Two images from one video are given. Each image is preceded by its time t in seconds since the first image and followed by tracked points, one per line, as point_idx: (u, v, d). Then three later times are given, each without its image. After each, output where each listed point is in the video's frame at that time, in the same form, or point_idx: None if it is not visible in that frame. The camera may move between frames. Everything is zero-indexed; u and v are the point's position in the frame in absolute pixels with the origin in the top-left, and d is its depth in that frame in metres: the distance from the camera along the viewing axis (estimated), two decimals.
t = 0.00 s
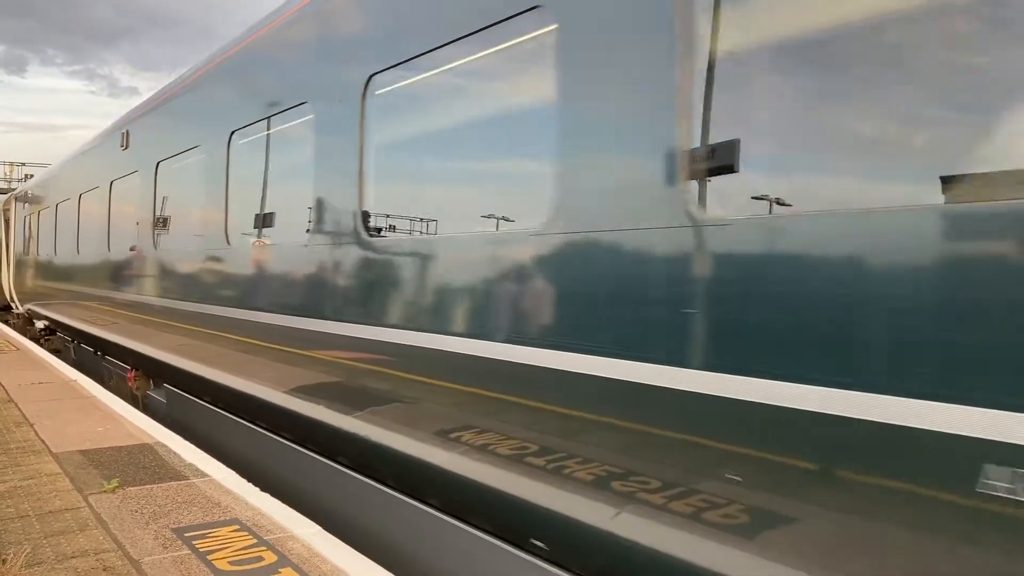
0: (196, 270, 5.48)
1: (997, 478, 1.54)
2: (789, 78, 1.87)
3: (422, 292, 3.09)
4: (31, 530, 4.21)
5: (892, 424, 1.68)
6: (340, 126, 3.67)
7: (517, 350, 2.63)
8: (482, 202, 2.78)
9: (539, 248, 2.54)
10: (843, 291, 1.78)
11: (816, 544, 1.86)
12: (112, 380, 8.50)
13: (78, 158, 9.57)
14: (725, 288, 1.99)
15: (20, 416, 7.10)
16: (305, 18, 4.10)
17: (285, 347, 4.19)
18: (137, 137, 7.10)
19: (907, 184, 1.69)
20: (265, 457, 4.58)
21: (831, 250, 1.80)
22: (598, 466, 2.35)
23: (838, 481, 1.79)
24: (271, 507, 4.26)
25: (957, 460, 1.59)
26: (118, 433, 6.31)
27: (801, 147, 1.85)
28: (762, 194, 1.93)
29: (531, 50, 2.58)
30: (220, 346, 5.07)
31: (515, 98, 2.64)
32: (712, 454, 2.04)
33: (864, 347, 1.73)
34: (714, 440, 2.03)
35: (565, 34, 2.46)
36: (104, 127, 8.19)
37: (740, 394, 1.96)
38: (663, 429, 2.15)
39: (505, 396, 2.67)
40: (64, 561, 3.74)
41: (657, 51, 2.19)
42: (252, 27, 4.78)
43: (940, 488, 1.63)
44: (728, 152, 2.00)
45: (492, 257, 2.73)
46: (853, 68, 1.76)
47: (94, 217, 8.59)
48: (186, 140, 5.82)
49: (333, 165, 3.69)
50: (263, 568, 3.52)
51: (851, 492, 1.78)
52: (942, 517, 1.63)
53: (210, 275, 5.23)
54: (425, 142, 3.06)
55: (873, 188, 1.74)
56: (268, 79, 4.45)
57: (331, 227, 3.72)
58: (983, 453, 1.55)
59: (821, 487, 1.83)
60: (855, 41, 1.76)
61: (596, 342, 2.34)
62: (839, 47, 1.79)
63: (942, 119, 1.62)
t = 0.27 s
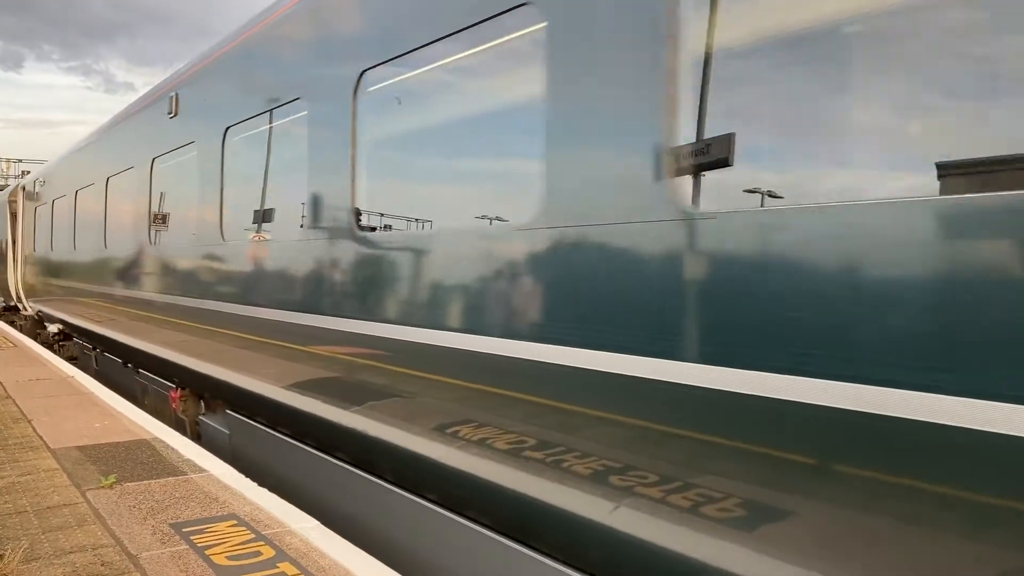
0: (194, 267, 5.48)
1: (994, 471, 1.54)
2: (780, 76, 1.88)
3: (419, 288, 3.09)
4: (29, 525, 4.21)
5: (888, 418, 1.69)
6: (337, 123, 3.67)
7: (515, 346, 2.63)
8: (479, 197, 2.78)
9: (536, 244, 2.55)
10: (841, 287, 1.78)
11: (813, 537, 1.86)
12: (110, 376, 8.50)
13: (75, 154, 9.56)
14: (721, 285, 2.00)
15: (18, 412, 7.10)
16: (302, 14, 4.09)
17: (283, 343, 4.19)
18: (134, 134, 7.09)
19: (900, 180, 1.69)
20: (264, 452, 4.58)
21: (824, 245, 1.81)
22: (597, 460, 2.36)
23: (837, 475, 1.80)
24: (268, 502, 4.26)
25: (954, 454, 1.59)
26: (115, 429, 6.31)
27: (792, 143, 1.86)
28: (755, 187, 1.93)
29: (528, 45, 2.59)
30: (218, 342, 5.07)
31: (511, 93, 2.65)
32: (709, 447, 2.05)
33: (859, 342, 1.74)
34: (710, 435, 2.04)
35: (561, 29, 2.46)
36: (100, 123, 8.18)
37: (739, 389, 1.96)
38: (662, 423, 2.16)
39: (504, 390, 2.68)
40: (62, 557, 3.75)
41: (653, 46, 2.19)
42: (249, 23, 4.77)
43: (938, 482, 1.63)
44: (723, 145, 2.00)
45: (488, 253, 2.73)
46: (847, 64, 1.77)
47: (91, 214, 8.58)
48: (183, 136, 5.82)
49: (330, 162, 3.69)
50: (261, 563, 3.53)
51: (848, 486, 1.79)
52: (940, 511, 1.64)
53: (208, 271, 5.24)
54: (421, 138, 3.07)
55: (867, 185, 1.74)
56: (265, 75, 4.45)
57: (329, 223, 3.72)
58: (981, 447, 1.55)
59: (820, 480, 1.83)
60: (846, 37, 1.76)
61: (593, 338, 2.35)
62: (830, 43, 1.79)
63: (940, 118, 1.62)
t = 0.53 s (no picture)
0: (194, 265, 5.48)
1: (994, 470, 1.54)
2: (775, 74, 1.88)
3: (419, 287, 3.09)
4: (29, 524, 4.21)
5: (887, 416, 1.69)
6: (337, 120, 3.66)
7: (514, 344, 2.63)
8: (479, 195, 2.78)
9: (536, 242, 2.54)
10: (840, 285, 1.78)
11: (813, 535, 1.86)
12: (109, 373, 8.49)
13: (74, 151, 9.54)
14: (720, 282, 2.00)
15: (17, 410, 7.10)
16: (302, 11, 4.08)
17: (283, 341, 4.19)
18: (133, 131, 7.07)
19: (895, 178, 1.69)
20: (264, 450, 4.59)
21: (824, 243, 1.81)
22: (596, 458, 2.36)
23: (835, 473, 1.80)
24: (268, 500, 4.26)
25: (953, 451, 1.59)
26: (115, 426, 6.31)
27: (789, 142, 1.86)
28: (750, 189, 1.94)
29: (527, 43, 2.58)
30: (218, 340, 5.07)
31: (509, 91, 2.65)
32: (708, 445, 2.05)
33: (857, 340, 1.74)
34: (710, 432, 2.04)
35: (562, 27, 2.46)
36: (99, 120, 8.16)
37: (739, 387, 1.96)
38: (661, 421, 2.16)
39: (504, 388, 2.68)
40: (62, 555, 3.75)
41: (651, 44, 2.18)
42: (248, 21, 4.76)
43: (937, 481, 1.64)
44: (719, 144, 2.00)
45: (488, 251, 2.73)
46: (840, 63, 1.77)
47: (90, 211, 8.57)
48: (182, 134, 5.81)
49: (330, 160, 3.69)
50: (260, 561, 3.53)
51: (847, 483, 1.79)
52: (939, 509, 1.64)
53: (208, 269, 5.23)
54: (419, 136, 3.07)
55: (863, 184, 1.75)
56: (264, 72, 4.44)
57: (329, 221, 3.72)
58: (980, 446, 1.55)
59: (819, 478, 1.84)
60: (841, 36, 1.77)
61: (593, 336, 2.35)
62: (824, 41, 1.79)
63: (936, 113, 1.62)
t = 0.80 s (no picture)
0: (195, 263, 5.48)
1: (994, 466, 1.55)
2: (782, 70, 1.90)
3: (421, 285, 3.10)
4: (32, 522, 4.23)
5: (888, 412, 1.70)
6: (338, 119, 3.66)
7: (517, 341, 2.64)
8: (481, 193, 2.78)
9: (538, 239, 2.55)
10: (842, 281, 1.78)
11: (816, 531, 1.86)
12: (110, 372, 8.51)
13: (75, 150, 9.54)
14: (721, 279, 2.01)
15: (19, 408, 7.12)
16: (303, 10, 4.08)
17: (286, 339, 4.20)
18: (133, 129, 7.07)
19: (901, 174, 1.70)
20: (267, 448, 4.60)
21: (825, 239, 1.81)
22: (597, 455, 2.37)
23: (836, 469, 1.81)
24: (270, 498, 4.27)
25: (954, 447, 1.60)
26: (116, 425, 6.32)
27: (795, 138, 1.88)
28: (755, 186, 1.95)
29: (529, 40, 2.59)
30: (220, 338, 5.08)
31: (512, 89, 2.65)
32: (710, 441, 2.06)
33: (859, 336, 1.74)
34: (711, 428, 2.05)
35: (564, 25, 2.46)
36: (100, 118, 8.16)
37: (742, 383, 1.96)
38: (663, 417, 2.16)
39: (506, 385, 2.69)
40: (65, 553, 3.77)
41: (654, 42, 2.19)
42: (249, 19, 4.76)
43: (937, 477, 1.65)
44: (724, 143, 2.02)
45: (490, 249, 2.74)
46: (850, 58, 1.78)
47: (91, 210, 8.57)
48: (183, 132, 5.81)
49: (331, 158, 3.69)
50: (262, 559, 3.54)
51: (847, 480, 1.80)
52: (939, 505, 1.65)
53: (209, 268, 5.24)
54: (421, 135, 3.07)
55: (869, 181, 1.76)
56: (265, 71, 4.44)
57: (330, 220, 3.73)
58: (979, 442, 1.56)
59: (820, 474, 1.84)
60: (849, 32, 1.78)
61: (595, 332, 2.35)
62: (833, 37, 1.81)
63: (944, 111, 1.64)
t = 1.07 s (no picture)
0: (197, 263, 5.49)
1: (999, 462, 1.55)
2: (785, 69, 1.90)
3: (425, 285, 3.10)
4: (35, 520, 4.23)
5: (893, 409, 1.70)
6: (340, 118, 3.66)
7: (520, 339, 2.64)
8: (485, 193, 2.79)
9: (541, 238, 2.55)
10: (846, 278, 1.78)
11: (821, 528, 1.87)
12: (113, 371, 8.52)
13: (77, 150, 9.55)
14: (726, 277, 2.01)
15: (22, 408, 7.13)
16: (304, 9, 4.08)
17: (288, 338, 4.20)
18: (135, 129, 7.08)
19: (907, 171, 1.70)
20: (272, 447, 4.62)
21: (830, 236, 1.81)
22: (601, 452, 2.37)
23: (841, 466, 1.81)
24: (273, 496, 4.28)
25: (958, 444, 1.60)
26: (119, 424, 6.33)
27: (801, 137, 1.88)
28: (762, 187, 1.95)
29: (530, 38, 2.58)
30: (223, 337, 5.08)
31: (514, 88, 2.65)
32: (713, 438, 2.06)
33: (863, 333, 1.75)
34: (715, 426, 2.05)
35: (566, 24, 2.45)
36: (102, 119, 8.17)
37: (747, 379, 1.96)
38: (667, 414, 2.16)
39: (509, 382, 2.69)
40: (68, 551, 3.77)
41: (656, 41, 2.19)
42: (250, 19, 4.76)
43: (942, 473, 1.65)
44: (729, 143, 2.01)
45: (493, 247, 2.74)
46: (853, 57, 1.78)
47: (92, 209, 8.58)
48: (184, 132, 5.81)
49: (333, 158, 3.69)
50: (265, 557, 3.55)
51: (852, 477, 1.80)
52: (944, 502, 1.65)
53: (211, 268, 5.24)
54: (423, 134, 3.07)
55: (874, 180, 1.76)
56: (266, 71, 4.44)
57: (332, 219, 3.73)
58: (984, 438, 1.56)
59: (824, 471, 1.84)
60: (853, 30, 1.78)
61: (598, 329, 2.35)
62: (836, 35, 1.81)
63: (948, 108, 1.64)
